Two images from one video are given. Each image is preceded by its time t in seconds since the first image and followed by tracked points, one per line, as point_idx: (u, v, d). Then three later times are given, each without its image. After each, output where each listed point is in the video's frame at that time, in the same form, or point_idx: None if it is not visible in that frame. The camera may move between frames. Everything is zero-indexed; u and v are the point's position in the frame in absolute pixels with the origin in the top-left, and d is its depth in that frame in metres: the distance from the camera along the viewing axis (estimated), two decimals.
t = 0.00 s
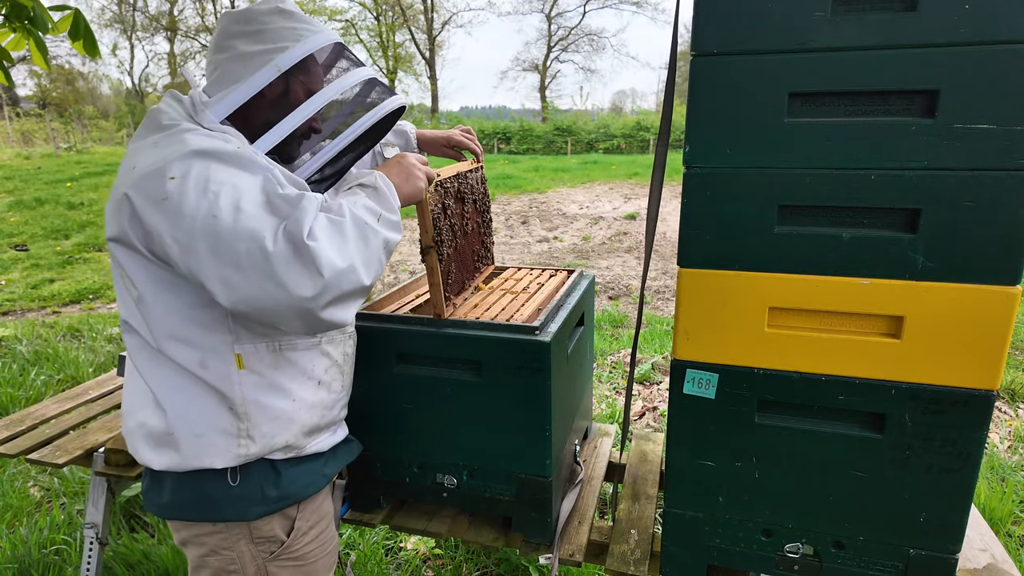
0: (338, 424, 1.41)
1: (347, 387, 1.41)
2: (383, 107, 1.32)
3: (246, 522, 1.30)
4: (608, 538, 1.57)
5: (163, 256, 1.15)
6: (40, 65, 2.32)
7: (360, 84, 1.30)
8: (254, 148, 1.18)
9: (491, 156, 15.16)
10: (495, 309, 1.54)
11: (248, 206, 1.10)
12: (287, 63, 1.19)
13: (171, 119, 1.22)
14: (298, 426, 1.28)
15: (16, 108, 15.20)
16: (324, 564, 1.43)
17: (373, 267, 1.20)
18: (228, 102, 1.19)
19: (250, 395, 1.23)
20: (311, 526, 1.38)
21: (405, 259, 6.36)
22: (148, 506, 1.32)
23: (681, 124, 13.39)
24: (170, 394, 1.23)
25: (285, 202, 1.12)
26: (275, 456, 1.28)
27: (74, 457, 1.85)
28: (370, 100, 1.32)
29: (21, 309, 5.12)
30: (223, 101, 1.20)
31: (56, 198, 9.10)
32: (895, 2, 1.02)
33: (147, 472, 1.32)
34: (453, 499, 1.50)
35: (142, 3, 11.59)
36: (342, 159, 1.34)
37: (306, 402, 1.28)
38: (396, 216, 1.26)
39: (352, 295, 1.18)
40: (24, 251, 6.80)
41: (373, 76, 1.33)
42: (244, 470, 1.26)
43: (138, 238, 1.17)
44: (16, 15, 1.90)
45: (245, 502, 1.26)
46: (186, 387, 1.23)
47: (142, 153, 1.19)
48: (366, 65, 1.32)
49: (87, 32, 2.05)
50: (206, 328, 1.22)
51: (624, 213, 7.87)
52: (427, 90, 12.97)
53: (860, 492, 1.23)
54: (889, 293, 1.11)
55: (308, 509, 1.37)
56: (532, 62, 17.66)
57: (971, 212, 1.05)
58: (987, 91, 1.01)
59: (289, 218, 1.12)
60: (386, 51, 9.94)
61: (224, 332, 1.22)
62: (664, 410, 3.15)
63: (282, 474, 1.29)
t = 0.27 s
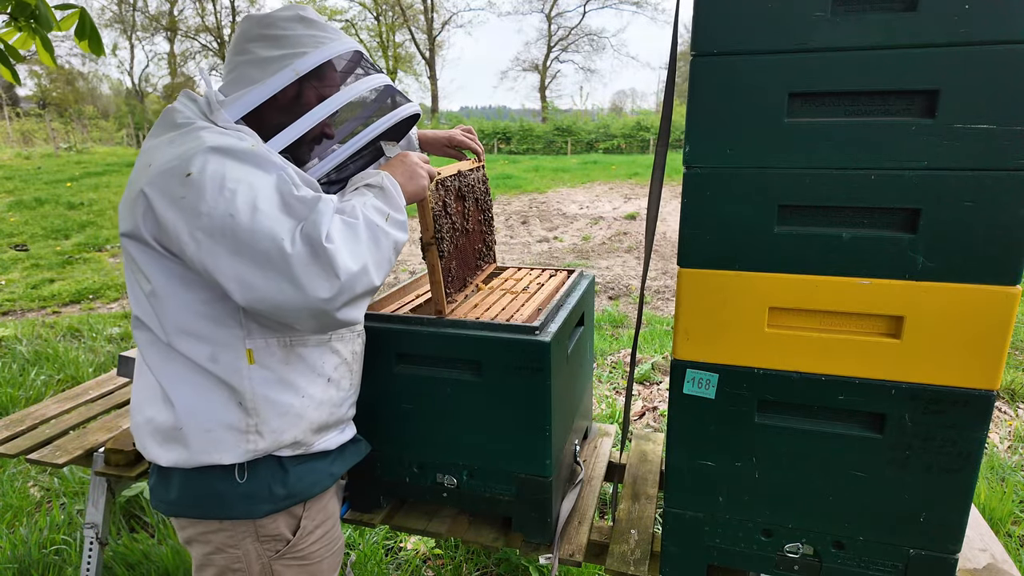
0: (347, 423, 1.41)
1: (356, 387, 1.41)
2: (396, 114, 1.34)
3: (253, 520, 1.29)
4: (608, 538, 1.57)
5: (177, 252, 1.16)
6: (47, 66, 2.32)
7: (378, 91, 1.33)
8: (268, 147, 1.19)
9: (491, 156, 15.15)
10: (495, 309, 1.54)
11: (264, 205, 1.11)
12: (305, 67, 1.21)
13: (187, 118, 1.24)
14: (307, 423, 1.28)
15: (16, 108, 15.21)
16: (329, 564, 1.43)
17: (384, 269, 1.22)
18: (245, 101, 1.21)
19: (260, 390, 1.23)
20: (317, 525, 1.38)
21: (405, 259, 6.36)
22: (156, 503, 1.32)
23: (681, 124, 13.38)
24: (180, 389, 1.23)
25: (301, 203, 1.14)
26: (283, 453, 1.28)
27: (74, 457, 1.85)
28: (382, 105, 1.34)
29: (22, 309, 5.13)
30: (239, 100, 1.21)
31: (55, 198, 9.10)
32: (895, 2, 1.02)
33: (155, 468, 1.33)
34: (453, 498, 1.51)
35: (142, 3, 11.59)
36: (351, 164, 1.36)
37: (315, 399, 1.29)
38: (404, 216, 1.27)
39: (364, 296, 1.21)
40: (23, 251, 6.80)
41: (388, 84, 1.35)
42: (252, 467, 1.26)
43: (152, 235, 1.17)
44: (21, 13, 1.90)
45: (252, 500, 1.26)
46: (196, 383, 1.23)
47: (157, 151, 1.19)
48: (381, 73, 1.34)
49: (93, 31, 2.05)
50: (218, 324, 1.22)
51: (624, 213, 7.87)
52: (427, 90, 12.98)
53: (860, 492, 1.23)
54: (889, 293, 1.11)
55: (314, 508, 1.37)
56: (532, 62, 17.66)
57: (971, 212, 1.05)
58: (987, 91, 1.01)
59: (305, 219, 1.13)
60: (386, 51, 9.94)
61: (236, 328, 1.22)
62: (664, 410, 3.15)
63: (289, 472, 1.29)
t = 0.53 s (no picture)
0: (354, 421, 1.41)
1: (362, 385, 1.41)
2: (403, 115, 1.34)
3: (260, 517, 1.30)
4: (608, 538, 1.57)
5: (188, 251, 1.16)
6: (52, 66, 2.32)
7: (384, 93, 1.33)
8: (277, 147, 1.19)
9: (490, 156, 15.15)
10: (495, 309, 1.54)
11: (275, 206, 1.11)
12: (316, 72, 1.22)
13: (197, 117, 1.25)
14: (315, 420, 1.28)
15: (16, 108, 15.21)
16: (334, 562, 1.43)
17: (391, 269, 1.22)
18: (254, 102, 1.21)
19: (269, 387, 1.23)
20: (324, 522, 1.38)
21: (405, 259, 6.36)
22: (163, 500, 1.32)
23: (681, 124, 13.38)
24: (189, 387, 1.23)
25: (311, 204, 1.14)
26: (291, 449, 1.28)
27: (74, 457, 1.85)
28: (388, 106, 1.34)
29: (22, 309, 5.13)
30: (248, 102, 1.21)
31: (56, 198, 9.11)
32: (895, 2, 1.02)
33: (162, 465, 1.33)
34: (453, 498, 1.50)
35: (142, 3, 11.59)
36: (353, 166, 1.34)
37: (323, 396, 1.29)
38: (406, 215, 1.27)
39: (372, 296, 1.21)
40: (23, 251, 6.81)
41: (394, 86, 1.35)
42: (260, 463, 1.26)
43: (163, 234, 1.17)
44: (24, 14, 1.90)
45: (261, 497, 1.26)
46: (205, 380, 1.23)
47: (167, 150, 1.20)
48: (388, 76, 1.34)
49: (96, 32, 2.05)
50: (228, 323, 1.23)
51: (624, 213, 7.87)
52: (427, 90, 12.98)
53: (860, 492, 1.23)
54: (889, 293, 1.11)
55: (321, 505, 1.37)
56: (532, 62, 17.66)
57: (971, 212, 1.05)
58: (987, 91, 1.01)
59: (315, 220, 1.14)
60: (386, 51, 9.94)
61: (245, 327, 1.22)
62: (664, 410, 3.15)
63: (297, 469, 1.29)
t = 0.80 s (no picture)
0: (354, 419, 1.41)
1: (362, 383, 1.41)
2: (400, 116, 1.34)
3: (260, 515, 1.29)
4: (608, 538, 1.57)
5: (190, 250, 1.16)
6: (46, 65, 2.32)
7: (383, 92, 1.33)
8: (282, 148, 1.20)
9: (490, 156, 15.15)
10: (495, 309, 1.54)
11: (278, 209, 1.11)
12: (317, 71, 1.22)
13: (202, 117, 1.24)
14: (315, 418, 1.28)
15: (16, 108, 15.22)
16: (333, 561, 1.43)
17: (388, 276, 1.23)
18: (258, 104, 1.21)
19: (271, 385, 1.23)
20: (323, 520, 1.38)
21: (405, 259, 6.35)
22: (164, 497, 1.32)
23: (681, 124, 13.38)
24: (191, 384, 1.23)
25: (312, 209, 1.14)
26: (291, 447, 1.28)
27: (74, 457, 1.85)
28: (386, 108, 1.35)
29: (22, 309, 5.13)
30: (253, 103, 1.22)
31: (56, 198, 9.11)
32: (895, 2, 1.02)
33: (163, 462, 1.33)
34: (453, 498, 1.50)
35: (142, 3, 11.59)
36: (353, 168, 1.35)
37: (324, 395, 1.29)
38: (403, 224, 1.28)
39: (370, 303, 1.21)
40: (24, 251, 6.81)
41: (393, 86, 1.35)
42: (260, 461, 1.26)
43: (166, 232, 1.17)
44: (19, 14, 1.91)
45: (263, 494, 1.26)
46: (207, 377, 1.23)
47: (173, 149, 1.20)
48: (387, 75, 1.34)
49: (92, 31, 2.05)
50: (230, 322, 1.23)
51: (624, 213, 7.88)
52: (427, 90, 12.98)
53: (861, 492, 1.23)
54: (888, 293, 1.11)
55: (320, 503, 1.37)
56: (532, 62, 17.66)
57: (971, 212, 1.05)
58: (987, 91, 1.01)
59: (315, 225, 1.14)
60: (385, 51, 9.94)
61: (246, 327, 1.22)
62: (664, 410, 3.15)
63: (298, 467, 1.29)
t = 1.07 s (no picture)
0: (352, 419, 1.41)
1: (360, 382, 1.41)
2: (401, 118, 1.34)
3: (257, 513, 1.29)
4: (608, 538, 1.57)
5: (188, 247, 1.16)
6: (39, 66, 2.31)
7: (385, 95, 1.33)
8: (281, 147, 1.20)
9: (490, 156, 15.15)
10: (495, 309, 1.54)
11: (274, 208, 1.11)
12: (316, 73, 1.22)
13: (201, 116, 1.24)
14: (312, 417, 1.28)
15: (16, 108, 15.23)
16: (331, 560, 1.42)
17: (382, 278, 1.23)
18: (257, 104, 1.22)
19: (267, 383, 1.23)
20: (321, 519, 1.38)
21: (405, 259, 6.35)
22: (162, 495, 1.32)
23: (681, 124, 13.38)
24: (189, 381, 1.23)
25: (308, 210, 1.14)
26: (288, 446, 1.28)
27: (74, 457, 1.85)
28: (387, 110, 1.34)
29: (22, 309, 5.14)
30: (251, 104, 1.22)
31: (56, 198, 9.11)
32: (895, 2, 1.02)
33: (162, 459, 1.33)
34: (453, 498, 1.50)
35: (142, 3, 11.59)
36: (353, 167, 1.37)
37: (321, 393, 1.29)
38: (400, 225, 1.28)
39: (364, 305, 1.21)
40: (24, 251, 6.81)
41: (396, 88, 1.35)
42: (257, 459, 1.26)
43: (165, 229, 1.18)
44: (13, 15, 1.90)
45: (258, 492, 1.26)
46: (204, 375, 1.24)
47: (172, 148, 1.20)
48: (389, 78, 1.34)
49: (85, 33, 2.04)
50: (227, 319, 1.23)
51: (624, 213, 7.88)
52: (427, 90, 12.98)
53: (860, 492, 1.23)
54: (888, 293, 1.11)
55: (318, 502, 1.37)
56: (532, 62, 17.66)
57: (972, 212, 1.05)
58: (987, 91, 1.01)
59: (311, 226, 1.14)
60: (385, 51, 9.94)
61: (244, 326, 1.22)
62: (664, 410, 3.15)
63: (294, 465, 1.29)
